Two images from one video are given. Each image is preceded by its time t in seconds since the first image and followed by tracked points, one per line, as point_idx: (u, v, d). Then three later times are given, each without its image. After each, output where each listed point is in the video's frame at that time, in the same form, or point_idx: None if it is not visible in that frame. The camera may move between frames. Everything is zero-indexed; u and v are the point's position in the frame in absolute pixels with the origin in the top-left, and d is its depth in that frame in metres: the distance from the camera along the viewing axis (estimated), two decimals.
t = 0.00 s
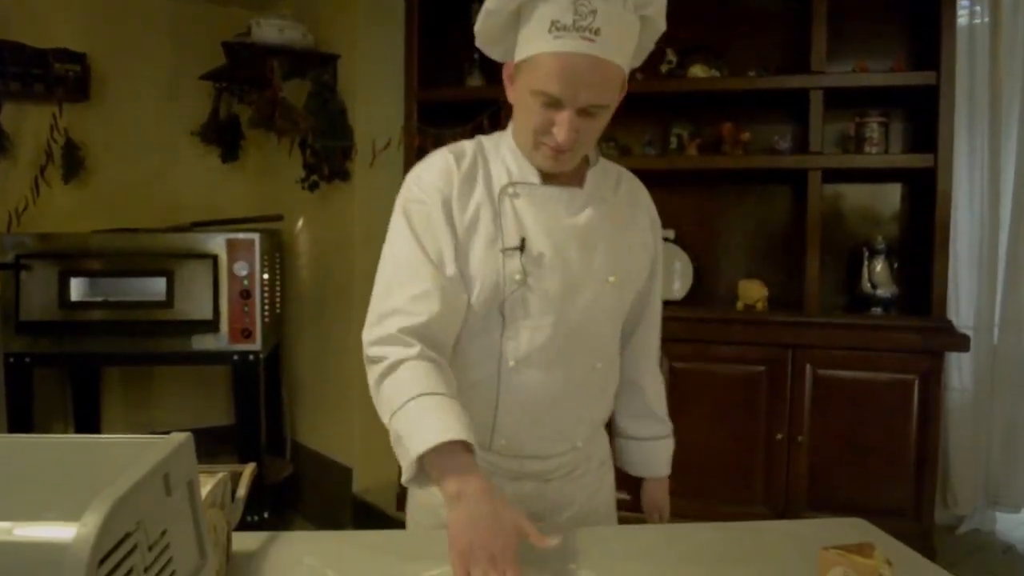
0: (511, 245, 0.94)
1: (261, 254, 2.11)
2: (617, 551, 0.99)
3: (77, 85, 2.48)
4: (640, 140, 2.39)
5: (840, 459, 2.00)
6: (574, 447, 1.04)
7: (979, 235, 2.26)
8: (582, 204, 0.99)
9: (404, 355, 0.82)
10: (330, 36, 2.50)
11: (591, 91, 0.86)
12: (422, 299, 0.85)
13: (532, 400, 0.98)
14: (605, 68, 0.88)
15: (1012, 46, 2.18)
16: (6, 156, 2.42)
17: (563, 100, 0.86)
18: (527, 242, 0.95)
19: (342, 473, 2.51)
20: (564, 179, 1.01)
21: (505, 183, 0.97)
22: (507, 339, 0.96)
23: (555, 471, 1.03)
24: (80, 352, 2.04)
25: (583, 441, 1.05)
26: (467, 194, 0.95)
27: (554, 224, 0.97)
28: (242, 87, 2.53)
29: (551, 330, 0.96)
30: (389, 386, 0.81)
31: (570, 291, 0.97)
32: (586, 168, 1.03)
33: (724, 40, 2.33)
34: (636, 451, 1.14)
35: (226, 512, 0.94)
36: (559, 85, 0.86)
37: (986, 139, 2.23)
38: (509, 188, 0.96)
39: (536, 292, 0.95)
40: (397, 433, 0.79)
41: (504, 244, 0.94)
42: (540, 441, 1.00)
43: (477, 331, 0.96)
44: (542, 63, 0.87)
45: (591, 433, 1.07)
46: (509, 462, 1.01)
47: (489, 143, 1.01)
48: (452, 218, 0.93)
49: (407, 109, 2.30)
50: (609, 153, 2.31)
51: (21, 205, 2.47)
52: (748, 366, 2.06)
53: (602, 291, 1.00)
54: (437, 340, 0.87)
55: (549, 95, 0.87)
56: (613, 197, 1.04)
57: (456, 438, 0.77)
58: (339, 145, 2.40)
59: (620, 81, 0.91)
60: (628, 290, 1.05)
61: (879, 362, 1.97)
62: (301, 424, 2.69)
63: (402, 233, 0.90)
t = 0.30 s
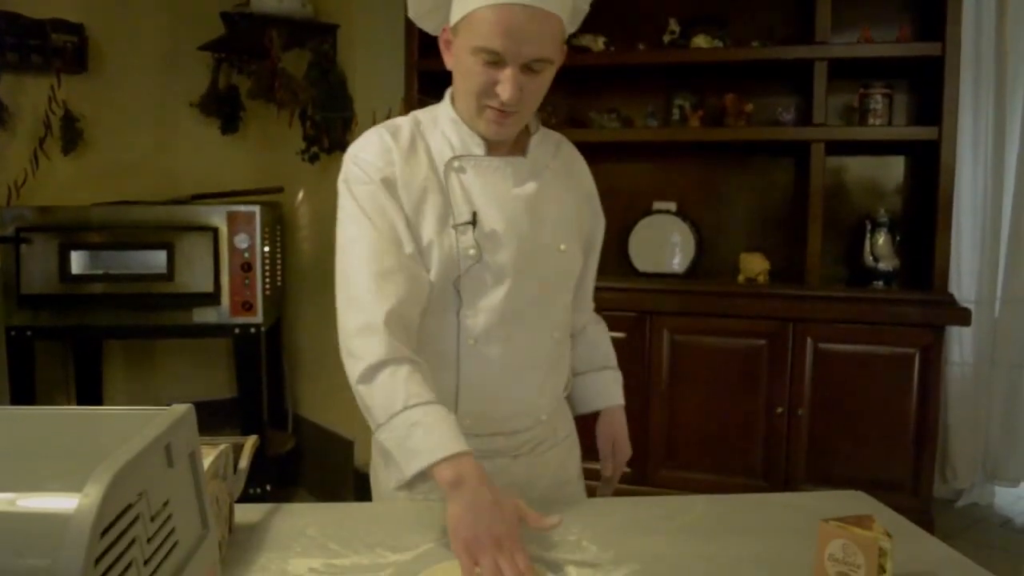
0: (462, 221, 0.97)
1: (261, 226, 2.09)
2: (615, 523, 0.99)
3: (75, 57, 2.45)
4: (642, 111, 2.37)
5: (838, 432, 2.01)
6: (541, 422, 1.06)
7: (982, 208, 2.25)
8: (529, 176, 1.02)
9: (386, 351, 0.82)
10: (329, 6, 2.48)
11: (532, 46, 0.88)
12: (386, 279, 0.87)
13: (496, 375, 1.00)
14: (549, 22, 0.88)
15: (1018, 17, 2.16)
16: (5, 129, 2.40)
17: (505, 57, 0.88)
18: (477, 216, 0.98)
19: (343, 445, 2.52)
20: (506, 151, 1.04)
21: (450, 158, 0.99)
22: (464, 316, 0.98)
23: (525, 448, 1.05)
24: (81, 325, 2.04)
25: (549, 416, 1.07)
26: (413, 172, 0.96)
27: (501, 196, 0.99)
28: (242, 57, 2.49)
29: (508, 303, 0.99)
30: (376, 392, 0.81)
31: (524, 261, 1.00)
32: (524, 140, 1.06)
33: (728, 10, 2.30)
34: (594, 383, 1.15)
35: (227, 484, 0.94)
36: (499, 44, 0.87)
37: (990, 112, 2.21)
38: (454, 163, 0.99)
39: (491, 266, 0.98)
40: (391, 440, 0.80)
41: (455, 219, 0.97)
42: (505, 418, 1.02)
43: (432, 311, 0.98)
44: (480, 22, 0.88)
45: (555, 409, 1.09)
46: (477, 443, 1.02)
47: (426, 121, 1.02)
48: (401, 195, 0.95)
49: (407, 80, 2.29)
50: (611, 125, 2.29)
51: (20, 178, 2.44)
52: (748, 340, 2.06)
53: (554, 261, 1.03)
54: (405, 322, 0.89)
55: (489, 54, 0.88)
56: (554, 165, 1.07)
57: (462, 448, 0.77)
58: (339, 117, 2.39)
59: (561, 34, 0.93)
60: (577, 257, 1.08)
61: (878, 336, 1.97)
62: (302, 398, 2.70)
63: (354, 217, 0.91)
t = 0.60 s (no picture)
0: (440, 212, 0.98)
1: (261, 214, 2.08)
2: (616, 510, 0.99)
3: (73, 44, 2.44)
4: (643, 98, 2.36)
5: (838, 420, 2.01)
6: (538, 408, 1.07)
7: (983, 196, 2.25)
8: (508, 160, 1.02)
9: (337, 364, 0.90)
10: None
11: (504, 31, 0.88)
12: (349, 287, 0.92)
13: (488, 365, 1.00)
14: (521, 6, 0.88)
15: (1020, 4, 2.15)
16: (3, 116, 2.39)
17: (477, 45, 0.88)
18: (456, 206, 0.98)
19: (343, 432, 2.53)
20: (488, 136, 1.04)
21: (426, 150, 0.99)
22: (450, 309, 0.99)
23: (523, 436, 1.06)
24: (82, 313, 2.04)
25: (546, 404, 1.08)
26: (387, 172, 0.98)
27: (481, 184, 0.99)
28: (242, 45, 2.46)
29: (495, 292, 0.99)
30: (325, 397, 0.90)
31: (508, 248, 0.99)
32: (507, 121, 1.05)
33: None
34: (596, 356, 1.12)
35: (227, 471, 0.94)
36: (470, 31, 0.87)
37: (992, 99, 2.21)
38: (430, 154, 0.99)
39: (474, 254, 0.98)
40: (337, 444, 0.89)
41: (433, 212, 0.98)
42: (501, 407, 1.03)
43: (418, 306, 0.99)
44: (449, 10, 0.88)
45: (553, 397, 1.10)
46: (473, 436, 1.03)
47: (402, 114, 1.03)
48: (375, 194, 0.96)
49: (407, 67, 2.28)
50: (610, 112, 2.29)
51: (20, 166, 2.44)
52: (748, 327, 2.06)
53: (542, 244, 1.02)
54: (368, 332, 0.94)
55: (461, 42, 0.88)
56: (539, 145, 1.06)
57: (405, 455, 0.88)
58: (340, 103, 2.40)
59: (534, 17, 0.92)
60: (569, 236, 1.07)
61: (879, 323, 1.97)
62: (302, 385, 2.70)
63: (323, 231, 0.94)
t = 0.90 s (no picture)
0: (455, 198, 1.03)
1: (261, 199, 2.08)
2: (618, 495, 0.99)
3: (74, 29, 2.43)
4: (645, 83, 2.35)
5: (838, 405, 2.02)
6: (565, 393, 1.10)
7: (986, 181, 2.24)
8: (530, 145, 1.05)
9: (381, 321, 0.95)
10: None
11: (517, 12, 0.90)
12: (376, 261, 0.97)
13: (505, 348, 1.05)
14: None
15: None
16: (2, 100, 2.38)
17: (491, 28, 0.91)
18: (471, 192, 1.04)
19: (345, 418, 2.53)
20: (510, 121, 1.08)
21: (447, 135, 1.05)
22: (466, 292, 1.05)
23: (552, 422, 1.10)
24: (82, 299, 2.04)
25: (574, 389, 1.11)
26: (409, 155, 1.03)
27: (497, 171, 1.04)
28: (241, 29, 2.42)
29: (510, 276, 1.04)
30: (370, 352, 0.95)
31: (522, 235, 1.03)
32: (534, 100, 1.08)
33: None
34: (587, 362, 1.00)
35: (230, 456, 0.94)
36: (482, 13, 0.90)
37: (996, 85, 2.20)
38: (451, 139, 1.04)
39: (488, 240, 1.03)
40: (387, 397, 0.93)
41: (450, 198, 1.03)
42: (520, 387, 1.08)
43: (439, 289, 1.05)
44: None
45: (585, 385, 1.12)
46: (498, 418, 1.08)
47: (432, 98, 1.08)
48: (396, 177, 1.02)
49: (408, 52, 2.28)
50: (612, 97, 2.28)
51: (21, 152, 2.43)
52: (749, 313, 2.05)
53: (563, 231, 1.05)
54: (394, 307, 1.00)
55: (475, 25, 0.91)
56: (569, 129, 1.08)
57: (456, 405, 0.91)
58: (340, 88, 2.39)
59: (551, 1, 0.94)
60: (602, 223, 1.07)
61: (881, 309, 1.97)
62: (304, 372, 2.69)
63: (352, 209, 1.00)
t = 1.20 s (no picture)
0: (479, 182, 1.06)
1: (262, 189, 2.07)
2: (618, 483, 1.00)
3: (74, 19, 2.41)
4: (646, 73, 2.35)
5: (840, 395, 2.01)
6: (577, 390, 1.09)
7: (988, 171, 2.24)
8: (564, 135, 1.05)
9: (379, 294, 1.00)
10: None
11: None
12: (398, 233, 1.03)
13: (512, 337, 1.07)
14: None
15: None
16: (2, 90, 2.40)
17: None
18: (496, 178, 1.06)
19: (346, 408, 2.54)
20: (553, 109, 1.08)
21: (485, 118, 1.07)
22: (483, 275, 1.07)
23: (561, 418, 1.10)
24: (83, 289, 2.03)
25: (587, 387, 1.09)
26: (446, 134, 1.07)
27: (523, 159, 1.05)
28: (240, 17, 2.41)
29: (525, 264, 1.05)
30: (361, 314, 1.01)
31: (538, 224, 1.05)
32: (581, 87, 1.07)
33: None
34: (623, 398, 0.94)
35: (232, 445, 0.94)
36: None
37: (998, 74, 2.19)
38: (487, 123, 1.07)
39: (506, 226, 1.05)
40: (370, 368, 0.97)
41: (474, 180, 1.06)
42: (530, 380, 1.08)
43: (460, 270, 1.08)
44: None
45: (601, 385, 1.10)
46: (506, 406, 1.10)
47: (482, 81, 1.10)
48: (430, 154, 1.07)
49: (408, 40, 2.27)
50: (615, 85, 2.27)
51: (21, 142, 2.43)
52: (750, 303, 2.05)
53: (585, 224, 1.05)
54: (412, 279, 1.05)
55: None
56: (612, 123, 1.07)
57: (419, 392, 0.94)
58: (340, 78, 2.38)
59: None
60: (629, 220, 1.06)
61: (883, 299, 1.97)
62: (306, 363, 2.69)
63: (390, 177, 1.06)
